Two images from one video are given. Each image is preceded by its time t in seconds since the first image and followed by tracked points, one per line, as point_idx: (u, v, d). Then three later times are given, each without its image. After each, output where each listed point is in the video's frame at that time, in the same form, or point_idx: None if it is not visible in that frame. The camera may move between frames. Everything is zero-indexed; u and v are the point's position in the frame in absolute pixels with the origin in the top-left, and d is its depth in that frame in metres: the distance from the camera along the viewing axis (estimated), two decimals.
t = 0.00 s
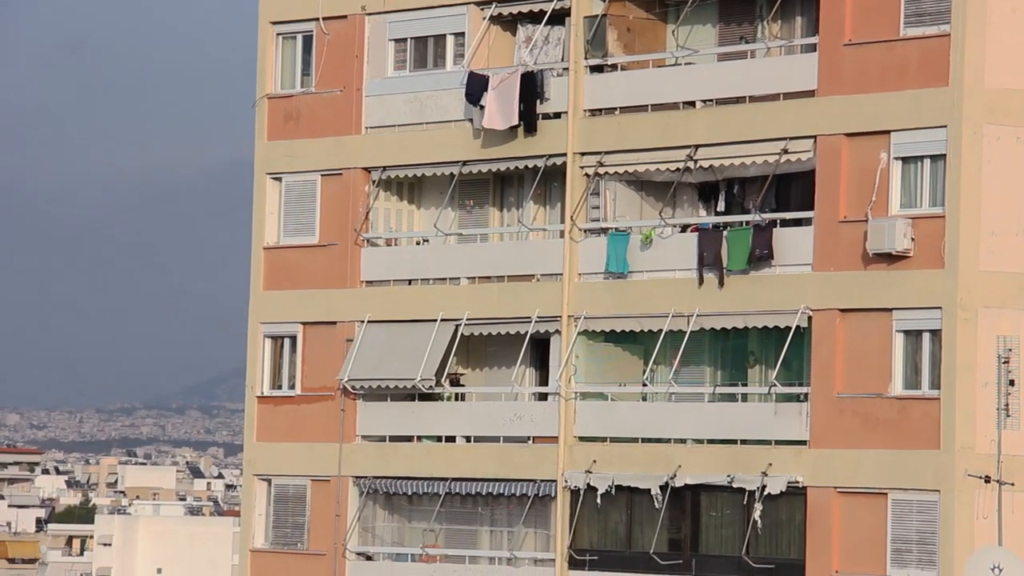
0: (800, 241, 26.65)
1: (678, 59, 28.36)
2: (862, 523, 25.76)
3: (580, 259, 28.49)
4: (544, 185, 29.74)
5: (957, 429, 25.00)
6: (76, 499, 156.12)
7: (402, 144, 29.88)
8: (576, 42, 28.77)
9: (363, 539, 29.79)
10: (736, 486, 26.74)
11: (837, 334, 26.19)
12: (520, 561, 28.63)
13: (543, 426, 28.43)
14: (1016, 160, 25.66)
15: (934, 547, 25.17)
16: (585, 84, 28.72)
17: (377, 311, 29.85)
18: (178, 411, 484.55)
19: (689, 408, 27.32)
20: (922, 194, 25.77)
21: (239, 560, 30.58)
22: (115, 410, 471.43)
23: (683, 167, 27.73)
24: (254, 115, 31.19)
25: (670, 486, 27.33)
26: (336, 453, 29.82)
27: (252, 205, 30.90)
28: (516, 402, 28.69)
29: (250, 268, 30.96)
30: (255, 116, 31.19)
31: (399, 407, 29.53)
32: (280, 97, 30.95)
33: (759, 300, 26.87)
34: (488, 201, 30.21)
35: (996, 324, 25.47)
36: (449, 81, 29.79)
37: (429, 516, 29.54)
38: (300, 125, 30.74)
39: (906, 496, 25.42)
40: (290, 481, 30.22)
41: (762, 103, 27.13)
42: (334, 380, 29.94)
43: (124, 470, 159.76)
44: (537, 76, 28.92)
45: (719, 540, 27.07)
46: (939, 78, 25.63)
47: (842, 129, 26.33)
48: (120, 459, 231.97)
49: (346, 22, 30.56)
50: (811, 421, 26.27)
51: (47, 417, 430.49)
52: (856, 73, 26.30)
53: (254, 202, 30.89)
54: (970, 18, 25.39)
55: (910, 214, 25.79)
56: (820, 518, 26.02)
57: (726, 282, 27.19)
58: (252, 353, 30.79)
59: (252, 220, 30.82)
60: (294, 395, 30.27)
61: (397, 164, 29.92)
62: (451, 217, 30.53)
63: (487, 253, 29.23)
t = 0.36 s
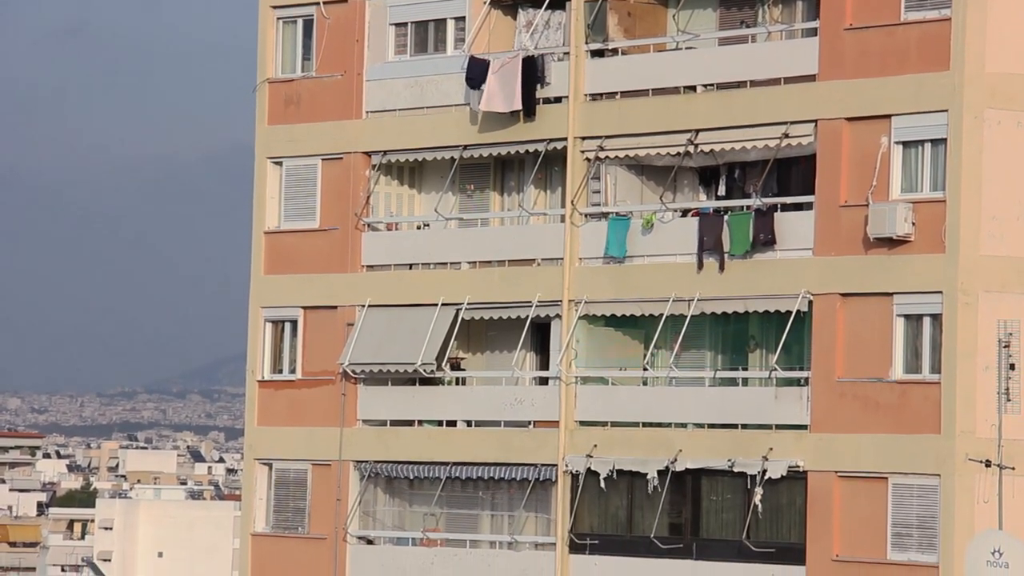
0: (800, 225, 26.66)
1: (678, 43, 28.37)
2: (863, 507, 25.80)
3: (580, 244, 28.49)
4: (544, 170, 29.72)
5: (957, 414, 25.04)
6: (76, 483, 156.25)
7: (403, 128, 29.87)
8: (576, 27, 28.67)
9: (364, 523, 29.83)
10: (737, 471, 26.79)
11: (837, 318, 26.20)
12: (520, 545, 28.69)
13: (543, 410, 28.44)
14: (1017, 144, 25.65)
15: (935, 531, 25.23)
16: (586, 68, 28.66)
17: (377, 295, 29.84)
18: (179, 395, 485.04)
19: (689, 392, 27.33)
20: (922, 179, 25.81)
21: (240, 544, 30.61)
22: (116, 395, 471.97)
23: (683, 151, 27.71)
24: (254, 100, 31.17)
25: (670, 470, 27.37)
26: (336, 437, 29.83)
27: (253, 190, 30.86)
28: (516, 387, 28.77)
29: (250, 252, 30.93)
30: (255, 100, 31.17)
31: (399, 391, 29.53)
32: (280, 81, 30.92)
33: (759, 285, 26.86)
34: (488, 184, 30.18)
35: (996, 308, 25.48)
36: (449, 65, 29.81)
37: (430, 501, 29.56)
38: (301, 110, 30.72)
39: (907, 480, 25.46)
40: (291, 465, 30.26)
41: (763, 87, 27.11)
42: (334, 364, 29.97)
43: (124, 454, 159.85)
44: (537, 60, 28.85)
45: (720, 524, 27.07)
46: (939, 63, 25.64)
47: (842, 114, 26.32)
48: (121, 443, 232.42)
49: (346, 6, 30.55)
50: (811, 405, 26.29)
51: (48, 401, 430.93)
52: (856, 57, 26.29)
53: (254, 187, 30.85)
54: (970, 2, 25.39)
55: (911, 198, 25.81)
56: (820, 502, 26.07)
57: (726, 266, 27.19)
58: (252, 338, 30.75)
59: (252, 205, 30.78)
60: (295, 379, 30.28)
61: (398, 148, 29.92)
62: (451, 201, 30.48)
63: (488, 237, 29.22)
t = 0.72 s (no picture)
0: (800, 210, 26.67)
1: (678, 27, 28.27)
2: (863, 491, 25.83)
3: (580, 229, 28.49)
4: (544, 154, 29.71)
5: (957, 399, 25.08)
6: (76, 467, 156.28)
7: (402, 113, 29.86)
8: (576, 11, 28.63)
9: (364, 507, 29.89)
10: (737, 455, 26.80)
11: (837, 302, 26.21)
12: (520, 529, 28.69)
13: (543, 395, 28.45)
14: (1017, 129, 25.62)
15: (935, 515, 25.27)
16: (585, 53, 28.65)
17: (377, 280, 29.83)
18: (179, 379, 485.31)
19: (689, 377, 27.37)
20: (922, 163, 25.83)
21: (240, 528, 30.62)
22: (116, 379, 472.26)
23: (683, 136, 27.70)
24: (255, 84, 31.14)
25: (670, 455, 27.39)
26: (336, 422, 29.83)
27: (253, 174, 30.84)
28: (515, 371, 28.75)
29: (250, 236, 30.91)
30: (255, 84, 31.14)
31: (399, 375, 29.55)
32: (280, 66, 30.91)
33: (759, 270, 26.86)
34: (488, 170, 30.19)
35: (996, 292, 25.47)
36: (449, 50, 29.81)
37: (430, 485, 29.61)
38: (301, 94, 30.70)
39: (907, 464, 25.50)
40: (291, 449, 30.25)
41: (763, 72, 27.06)
42: (334, 349, 29.95)
43: (124, 438, 159.91)
44: (537, 45, 28.83)
45: (720, 508, 27.16)
46: (938, 47, 25.62)
47: (841, 98, 26.31)
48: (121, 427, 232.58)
49: None
50: (811, 390, 26.31)
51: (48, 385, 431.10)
52: (857, 42, 26.27)
53: (254, 171, 30.83)
54: None
55: (910, 182, 25.84)
56: (820, 486, 26.08)
57: (726, 251, 27.18)
58: (252, 322, 30.74)
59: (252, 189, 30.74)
60: (295, 363, 30.27)
61: (398, 133, 29.89)
62: (451, 185, 30.51)
63: (488, 222, 29.22)
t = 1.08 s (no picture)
0: (800, 195, 26.67)
1: (678, 13, 28.29)
2: (862, 477, 25.87)
3: (580, 214, 28.51)
4: (544, 139, 29.69)
5: (957, 384, 25.11)
6: (76, 452, 156.38)
7: (402, 98, 29.82)
8: None
9: (364, 493, 29.88)
10: (736, 441, 26.79)
11: (837, 287, 26.21)
12: (520, 515, 28.70)
13: (542, 380, 28.44)
14: (1018, 114, 25.62)
15: (934, 500, 25.29)
16: (585, 38, 28.61)
17: (377, 265, 29.81)
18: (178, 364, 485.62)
19: (689, 362, 27.39)
20: (922, 148, 25.84)
21: (240, 513, 30.61)
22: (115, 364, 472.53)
23: (683, 121, 27.66)
24: (255, 69, 31.09)
25: (670, 440, 27.39)
26: (336, 408, 29.85)
27: (252, 160, 30.78)
28: (515, 356, 28.79)
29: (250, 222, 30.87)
30: (255, 69, 31.09)
31: (399, 361, 29.55)
32: (280, 51, 30.87)
33: (759, 255, 26.83)
34: (488, 154, 30.18)
35: (995, 278, 25.48)
36: (449, 35, 29.78)
37: (429, 471, 29.60)
38: (300, 79, 30.67)
39: (906, 450, 25.50)
40: (291, 435, 30.26)
41: (763, 57, 27.05)
42: (334, 334, 29.96)
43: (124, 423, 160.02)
44: (537, 30, 28.86)
45: (720, 494, 27.14)
46: (939, 32, 25.59)
47: (842, 84, 26.29)
48: (120, 412, 232.93)
49: None
50: (811, 375, 26.32)
51: (48, 370, 431.43)
52: (857, 27, 26.24)
53: (254, 157, 30.77)
54: None
55: (910, 167, 25.85)
56: (820, 472, 26.11)
57: (726, 236, 27.16)
58: (252, 308, 30.73)
59: (252, 174, 30.70)
60: (294, 348, 30.27)
61: (398, 118, 29.89)
62: (451, 170, 30.49)
63: (488, 207, 29.20)
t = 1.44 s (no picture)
0: (800, 181, 26.67)
1: None
2: (862, 462, 25.88)
3: (580, 199, 28.49)
4: (544, 125, 29.69)
5: (957, 369, 25.15)
6: (76, 437, 156.44)
7: (402, 84, 29.81)
8: None
9: (364, 478, 29.87)
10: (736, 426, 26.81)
11: (837, 273, 26.22)
12: (520, 500, 28.73)
13: (542, 365, 28.47)
14: (1018, 99, 25.61)
15: (934, 485, 25.31)
16: (585, 24, 28.58)
17: (377, 251, 29.80)
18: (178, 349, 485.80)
19: (689, 347, 27.38)
20: (922, 134, 25.81)
21: (240, 498, 30.60)
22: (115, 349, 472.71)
23: (683, 107, 27.72)
24: (254, 55, 31.07)
25: (670, 426, 27.44)
26: (336, 393, 29.87)
27: (252, 145, 30.76)
28: (516, 342, 28.79)
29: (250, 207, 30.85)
30: (255, 55, 31.06)
31: (399, 347, 29.57)
32: (280, 36, 30.85)
33: (759, 240, 26.83)
34: (488, 140, 30.17)
35: (995, 264, 25.49)
36: (449, 20, 29.77)
37: (430, 456, 29.66)
38: (300, 64, 30.66)
39: (906, 435, 25.52)
40: (291, 420, 30.28)
41: (763, 43, 27.06)
42: (334, 319, 29.95)
43: (124, 408, 160.06)
44: (537, 16, 28.87)
45: (720, 479, 27.15)
46: (939, 18, 25.59)
47: (841, 69, 26.28)
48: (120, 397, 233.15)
49: None
50: (811, 360, 26.36)
51: (48, 355, 431.65)
52: (857, 12, 26.25)
53: (254, 143, 30.75)
54: None
55: (910, 153, 25.83)
56: (820, 457, 26.13)
57: (727, 222, 27.14)
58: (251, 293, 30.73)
59: (252, 160, 30.68)
60: (294, 334, 30.29)
61: (398, 103, 29.87)
62: (451, 156, 30.50)
63: (488, 192, 29.20)
